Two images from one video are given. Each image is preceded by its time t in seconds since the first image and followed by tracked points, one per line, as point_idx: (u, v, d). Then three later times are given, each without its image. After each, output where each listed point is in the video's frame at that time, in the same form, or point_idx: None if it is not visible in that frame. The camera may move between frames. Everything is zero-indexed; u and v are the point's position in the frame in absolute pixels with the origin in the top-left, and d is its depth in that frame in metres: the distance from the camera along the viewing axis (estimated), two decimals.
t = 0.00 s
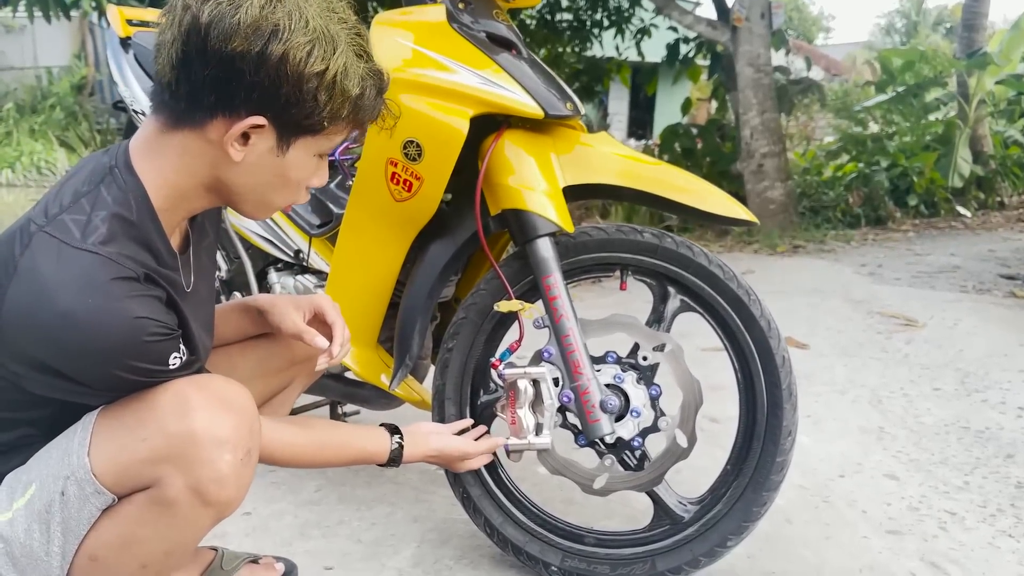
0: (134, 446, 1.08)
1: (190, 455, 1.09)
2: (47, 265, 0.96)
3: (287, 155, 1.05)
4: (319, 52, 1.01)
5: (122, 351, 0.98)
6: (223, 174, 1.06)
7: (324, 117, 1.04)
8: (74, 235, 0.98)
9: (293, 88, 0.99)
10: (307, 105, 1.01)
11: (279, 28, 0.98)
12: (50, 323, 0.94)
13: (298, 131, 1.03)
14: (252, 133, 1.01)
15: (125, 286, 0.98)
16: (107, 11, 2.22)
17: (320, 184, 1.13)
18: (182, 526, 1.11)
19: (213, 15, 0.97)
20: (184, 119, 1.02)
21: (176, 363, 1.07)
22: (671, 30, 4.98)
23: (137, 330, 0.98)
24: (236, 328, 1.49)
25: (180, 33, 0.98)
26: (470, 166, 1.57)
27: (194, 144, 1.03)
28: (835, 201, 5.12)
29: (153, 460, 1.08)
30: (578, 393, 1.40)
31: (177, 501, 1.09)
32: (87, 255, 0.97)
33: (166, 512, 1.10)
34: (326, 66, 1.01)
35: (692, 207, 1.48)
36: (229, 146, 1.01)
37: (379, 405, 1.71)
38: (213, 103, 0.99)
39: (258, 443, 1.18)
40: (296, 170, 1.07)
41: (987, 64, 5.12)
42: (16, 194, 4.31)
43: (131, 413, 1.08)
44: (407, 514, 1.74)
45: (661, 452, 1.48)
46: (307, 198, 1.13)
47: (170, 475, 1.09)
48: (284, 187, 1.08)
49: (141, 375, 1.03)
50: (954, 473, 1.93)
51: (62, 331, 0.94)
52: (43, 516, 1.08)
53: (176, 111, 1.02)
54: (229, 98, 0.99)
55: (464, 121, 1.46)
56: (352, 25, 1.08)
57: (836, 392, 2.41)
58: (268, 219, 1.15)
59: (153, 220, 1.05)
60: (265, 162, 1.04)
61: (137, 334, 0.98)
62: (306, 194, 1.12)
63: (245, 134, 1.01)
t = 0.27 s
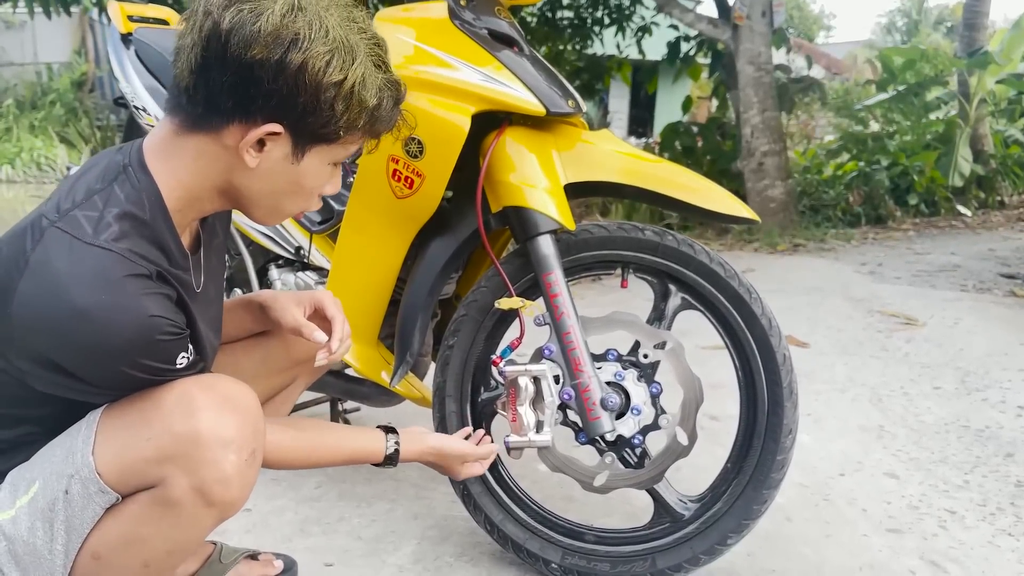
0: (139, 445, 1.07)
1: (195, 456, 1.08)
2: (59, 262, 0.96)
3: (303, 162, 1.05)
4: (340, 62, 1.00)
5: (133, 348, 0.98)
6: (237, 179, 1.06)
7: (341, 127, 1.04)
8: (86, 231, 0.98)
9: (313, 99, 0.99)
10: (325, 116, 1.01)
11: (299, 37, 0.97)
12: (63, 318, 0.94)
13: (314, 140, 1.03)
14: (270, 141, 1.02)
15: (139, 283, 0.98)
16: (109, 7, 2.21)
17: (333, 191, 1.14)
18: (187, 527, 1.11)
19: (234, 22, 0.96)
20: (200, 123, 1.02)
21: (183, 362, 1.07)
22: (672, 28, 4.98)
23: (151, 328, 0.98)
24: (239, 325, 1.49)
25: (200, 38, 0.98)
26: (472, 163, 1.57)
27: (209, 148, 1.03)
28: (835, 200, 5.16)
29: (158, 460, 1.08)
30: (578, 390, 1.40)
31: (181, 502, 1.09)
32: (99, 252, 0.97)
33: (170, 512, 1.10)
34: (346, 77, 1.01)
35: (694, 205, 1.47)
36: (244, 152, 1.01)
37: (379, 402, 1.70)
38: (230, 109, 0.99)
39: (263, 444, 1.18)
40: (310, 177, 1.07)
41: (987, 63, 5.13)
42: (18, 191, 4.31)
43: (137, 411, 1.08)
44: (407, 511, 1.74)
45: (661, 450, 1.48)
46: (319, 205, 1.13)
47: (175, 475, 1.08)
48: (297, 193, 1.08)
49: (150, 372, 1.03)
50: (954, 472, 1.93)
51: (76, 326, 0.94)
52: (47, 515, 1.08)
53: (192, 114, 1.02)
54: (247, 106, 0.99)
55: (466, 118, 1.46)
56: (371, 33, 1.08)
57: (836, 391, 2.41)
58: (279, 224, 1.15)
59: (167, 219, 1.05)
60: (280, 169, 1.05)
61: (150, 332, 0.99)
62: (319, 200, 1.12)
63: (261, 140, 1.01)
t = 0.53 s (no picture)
0: (145, 451, 1.07)
1: (203, 461, 1.08)
2: (76, 263, 0.95)
3: (327, 167, 1.05)
4: (364, 67, 1.01)
5: (149, 349, 0.98)
6: (259, 185, 1.05)
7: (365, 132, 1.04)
8: (103, 232, 0.98)
9: (337, 104, 0.99)
10: (349, 120, 1.01)
11: (323, 42, 0.97)
12: (80, 319, 0.94)
13: (339, 145, 1.03)
14: (295, 147, 1.01)
15: (155, 285, 0.98)
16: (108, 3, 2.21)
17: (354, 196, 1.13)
18: (193, 532, 1.11)
19: (258, 28, 0.96)
20: (224, 130, 1.01)
21: (196, 366, 1.06)
22: (672, 26, 4.97)
23: (166, 329, 0.98)
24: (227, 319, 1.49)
25: (224, 45, 0.97)
26: (472, 159, 1.57)
27: (231, 155, 1.03)
28: (835, 198, 5.15)
29: (165, 466, 1.08)
30: (579, 386, 1.40)
31: (188, 507, 1.09)
32: (116, 253, 0.96)
33: (177, 518, 1.09)
34: (370, 83, 1.01)
35: (695, 201, 1.47)
36: (269, 158, 1.01)
37: (378, 399, 1.70)
38: (254, 115, 0.99)
39: (270, 447, 1.18)
40: (334, 183, 1.07)
41: (987, 62, 5.13)
42: (17, 188, 4.30)
43: (143, 417, 1.08)
44: (406, 508, 1.73)
45: (661, 447, 1.48)
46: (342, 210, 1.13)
47: (182, 481, 1.08)
48: (321, 199, 1.08)
49: (162, 374, 1.03)
50: (953, 469, 1.93)
51: (93, 327, 0.94)
52: (50, 520, 1.08)
53: (214, 121, 1.02)
54: (274, 114, 0.99)
55: (466, 113, 1.45)
56: (392, 38, 1.08)
57: (836, 388, 2.41)
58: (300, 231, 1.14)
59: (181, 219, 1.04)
60: (304, 175, 1.04)
61: (164, 334, 0.98)
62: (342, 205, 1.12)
63: (286, 147, 1.01)
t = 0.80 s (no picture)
0: (149, 450, 1.07)
1: (206, 462, 1.07)
2: (79, 262, 0.95)
3: (326, 155, 1.04)
4: (349, 44, 1.00)
5: (151, 350, 0.98)
6: (260, 177, 1.05)
7: (357, 112, 1.02)
8: (110, 233, 0.98)
9: (323, 83, 0.99)
10: (338, 99, 1.00)
11: (303, 21, 0.97)
12: (82, 319, 0.94)
13: (333, 128, 1.02)
14: (288, 133, 1.01)
15: (158, 286, 0.98)
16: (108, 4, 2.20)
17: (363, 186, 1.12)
18: (195, 533, 1.10)
19: (240, 14, 0.97)
20: (219, 122, 1.02)
21: (198, 367, 1.06)
22: (671, 26, 4.97)
23: (168, 330, 0.98)
24: (249, 332, 1.49)
25: (211, 35, 0.99)
26: (473, 160, 1.57)
27: (230, 148, 1.03)
28: (834, 198, 5.12)
29: (168, 465, 1.07)
30: (580, 388, 1.40)
31: (190, 508, 1.09)
32: (120, 255, 0.97)
33: (179, 518, 1.09)
34: (355, 60, 1.00)
35: (696, 201, 1.47)
36: (264, 146, 1.01)
37: (379, 401, 1.70)
38: (245, 103, 0.99)
39: (273, 449, 1.17)
40: (335, 168, 1.06)
41: (987, 62, 5.14)
42: (16, 189, 4.29)
43: (148, 416, 1.07)
44: (408, 509, 1.73)
45: (663, 448, 1.48)
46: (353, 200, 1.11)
47: (185, 481, 1.08)
48: (324, 188, 1.07)
49: (164, 375, 1.03)
50: (954, 470, 1.93)
51: (95, 327, 0.94)
52: (55, 516, 1.08)
53: (210, 114, 1.03)
54: (260, 100, 0.99)
55: (467, 115, 1.45)
56: (380, 17, 1.06)
57: (836, 389, 2.41)
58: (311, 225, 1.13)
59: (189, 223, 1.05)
60: (303, 163, 1.04)
61: (167, 334, 0.98)
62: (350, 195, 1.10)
63: (281, 134, 1.01)
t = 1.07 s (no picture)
0: (137, 444, 1.07)
1: (194, 455, 1.08)
2: (80, 250, 1.00)
3: (224, 114, 1.05)
4: None
5: (138, 339, 1.00)
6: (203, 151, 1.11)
7: (232, 54, 1.04)
8: (119, 225, 1.03)
9: (206, 32, 1.05)
10: (217, 46, 1.04)
11: None
12: (70, 304, 0.97)
13: (221, 76, 1.05)
14: (199, 89, 1.08)
15: (147, 277, 1.01)
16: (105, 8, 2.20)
17: (295, 161, 1.06)
18: (184, 527, 1.10)
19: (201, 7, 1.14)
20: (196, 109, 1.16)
21: (186, 360, 1.07)
22: (669, 27, 4.97)
23: (154, 318, 1.01)
24: (261, 339, 1.50)
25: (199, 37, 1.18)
26: (470, 163, 1.57)
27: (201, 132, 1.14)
28: (833, 198, 5.08)
29: (155, 460, 1.07)
30: (578, 390, 1.40)
31: (178, 502, 1.09)
32: (116, 246, 1.00)
33: (168, 512, 1.09)
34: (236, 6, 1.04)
35: (693, 203, 1.47)
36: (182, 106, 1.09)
37: (377, 403, 1.70)
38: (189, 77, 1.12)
39: (261, 445, 1.18)
40: (231, 127, 1.05)
41: (984, 61, 5.15)
42: (15, 193, 4.29)
43: (137, 410, 1.08)
44: (406, 512, 1.73)
45: (661, 449, 1.48)
46: (270, 176, 1.06)
47: (173, 475, 1.08)
48: (230, 153, 1.05)
49: (153, 366, 1.05)
50: (953, 469, 1.93)
51: (83, 311, 0.97)
52: (47, 512, 1.07)
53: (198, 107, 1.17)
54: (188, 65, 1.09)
55: (463, 118, 1.45)
56: None
57: (835, 389, 2.41)
58: (257, 223, 1.08)
59: (193, 224, 1.09)
60: (212, 131, 1.06)
61: (153, 324, 1.01)
62: (269, 170, 1.05)
63: (194, 92, 1.08)
